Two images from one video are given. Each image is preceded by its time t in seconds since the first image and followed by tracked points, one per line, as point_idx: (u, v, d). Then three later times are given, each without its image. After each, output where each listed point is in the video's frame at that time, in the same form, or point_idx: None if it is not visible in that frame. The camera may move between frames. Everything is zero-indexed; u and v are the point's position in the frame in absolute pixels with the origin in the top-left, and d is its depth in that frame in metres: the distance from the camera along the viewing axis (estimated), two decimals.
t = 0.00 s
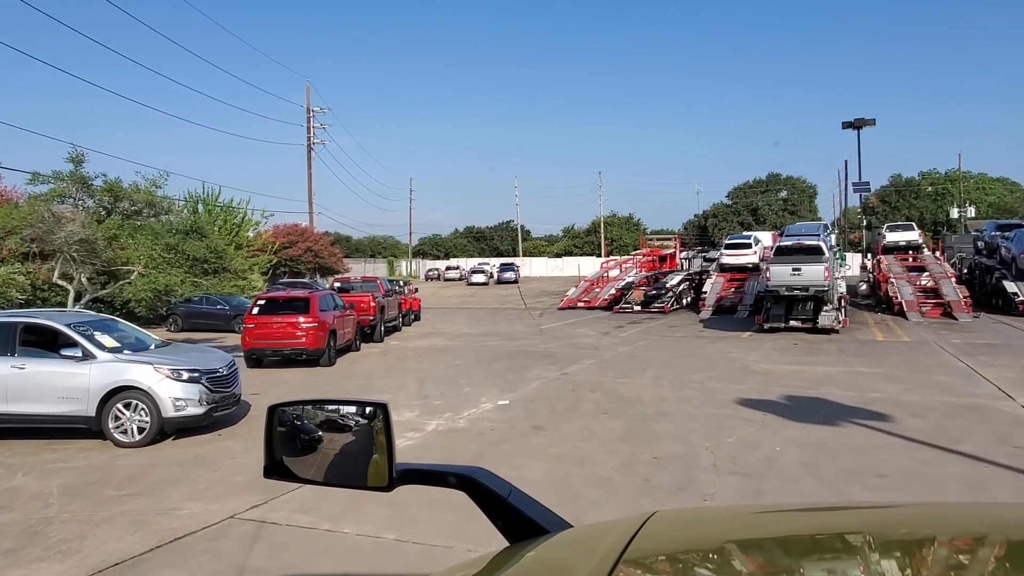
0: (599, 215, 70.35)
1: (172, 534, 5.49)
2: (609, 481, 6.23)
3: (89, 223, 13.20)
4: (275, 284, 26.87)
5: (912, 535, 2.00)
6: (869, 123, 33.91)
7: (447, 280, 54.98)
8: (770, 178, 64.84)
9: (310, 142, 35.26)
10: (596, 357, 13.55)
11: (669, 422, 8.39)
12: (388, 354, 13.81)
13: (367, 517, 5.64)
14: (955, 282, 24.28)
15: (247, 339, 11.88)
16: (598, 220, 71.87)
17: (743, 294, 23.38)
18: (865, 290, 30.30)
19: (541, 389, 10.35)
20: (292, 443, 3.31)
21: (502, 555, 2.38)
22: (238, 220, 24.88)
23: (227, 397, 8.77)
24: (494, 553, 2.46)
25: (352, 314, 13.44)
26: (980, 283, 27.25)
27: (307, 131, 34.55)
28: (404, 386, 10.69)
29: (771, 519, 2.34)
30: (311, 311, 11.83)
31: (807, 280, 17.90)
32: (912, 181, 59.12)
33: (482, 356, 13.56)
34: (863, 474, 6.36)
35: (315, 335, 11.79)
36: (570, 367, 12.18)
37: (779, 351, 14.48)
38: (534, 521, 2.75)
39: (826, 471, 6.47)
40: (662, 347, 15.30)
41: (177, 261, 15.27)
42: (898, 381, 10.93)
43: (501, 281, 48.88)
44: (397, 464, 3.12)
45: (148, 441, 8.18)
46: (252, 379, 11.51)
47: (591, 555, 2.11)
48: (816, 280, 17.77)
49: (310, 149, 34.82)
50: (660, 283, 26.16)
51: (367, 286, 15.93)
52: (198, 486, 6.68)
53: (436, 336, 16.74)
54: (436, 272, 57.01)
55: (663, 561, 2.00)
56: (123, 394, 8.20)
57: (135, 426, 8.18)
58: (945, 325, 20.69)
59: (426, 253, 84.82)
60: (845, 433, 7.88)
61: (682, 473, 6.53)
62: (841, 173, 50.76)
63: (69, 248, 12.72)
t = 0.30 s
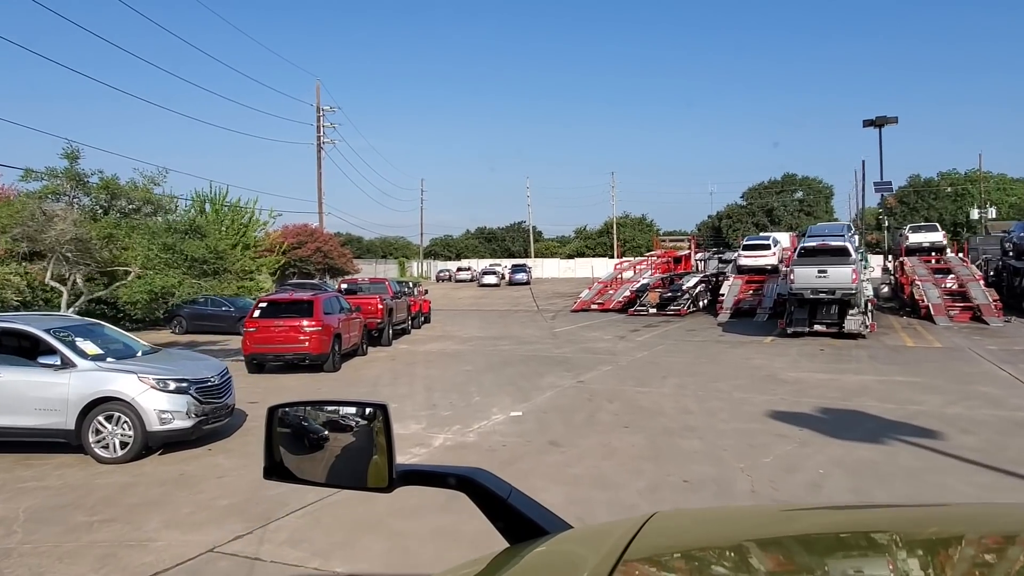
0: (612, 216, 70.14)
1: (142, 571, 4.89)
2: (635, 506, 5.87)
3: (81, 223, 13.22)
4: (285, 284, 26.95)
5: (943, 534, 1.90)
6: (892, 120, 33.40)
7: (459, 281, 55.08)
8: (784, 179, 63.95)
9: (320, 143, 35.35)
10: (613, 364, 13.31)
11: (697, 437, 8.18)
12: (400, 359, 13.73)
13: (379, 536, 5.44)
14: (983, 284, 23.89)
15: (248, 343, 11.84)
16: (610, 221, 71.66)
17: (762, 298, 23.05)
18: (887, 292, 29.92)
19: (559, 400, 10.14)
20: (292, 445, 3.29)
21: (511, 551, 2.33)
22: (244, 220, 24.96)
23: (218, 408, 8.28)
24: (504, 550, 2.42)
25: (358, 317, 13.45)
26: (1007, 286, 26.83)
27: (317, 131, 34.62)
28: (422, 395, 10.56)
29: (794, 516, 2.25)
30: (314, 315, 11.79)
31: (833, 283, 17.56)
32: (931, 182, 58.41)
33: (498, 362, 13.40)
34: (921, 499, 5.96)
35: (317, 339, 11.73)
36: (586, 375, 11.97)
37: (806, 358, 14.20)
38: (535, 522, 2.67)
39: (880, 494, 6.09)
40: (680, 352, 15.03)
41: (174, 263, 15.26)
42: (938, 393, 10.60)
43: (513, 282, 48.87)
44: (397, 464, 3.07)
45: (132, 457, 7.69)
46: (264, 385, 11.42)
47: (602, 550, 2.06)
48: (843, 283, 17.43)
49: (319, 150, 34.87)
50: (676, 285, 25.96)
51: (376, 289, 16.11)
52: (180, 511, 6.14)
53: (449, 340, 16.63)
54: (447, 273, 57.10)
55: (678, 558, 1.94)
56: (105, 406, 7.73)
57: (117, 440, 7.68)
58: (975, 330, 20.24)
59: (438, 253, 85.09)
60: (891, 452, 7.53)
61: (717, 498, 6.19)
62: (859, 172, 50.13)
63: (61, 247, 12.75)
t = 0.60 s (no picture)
0: (624, 216, 69.91)
1: None
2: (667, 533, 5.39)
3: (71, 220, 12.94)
4: (294, 284, 26.89)
5: (976, 532, 1.80)
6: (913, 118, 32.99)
7: (471, 281, 55.10)
8: (798, 178, 62.98)
9: (330, 143, 35.24)
10: (631, 371, 13.01)
11: (729, 453, 7.70)
12: (412, 364, 13.59)
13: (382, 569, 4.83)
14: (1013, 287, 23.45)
15: (248, 346, 11.74)
16: (622, 221, 71.40)
17: (782, 299, 22.79)
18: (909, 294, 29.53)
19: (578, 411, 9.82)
20: (293, 446, 3.26)
21: (520, 548, 2.28)
22: (251, 219, 24.85)
23: (208, 420, 7.59)
24: (512, 548, 2.36)
25: (364, 319, 13.43)
26: None
27: (326, 131, 34.56)
28: (438, 404, 10.29)
29: (819, 515, 2.16)
30: (318, 318, 11.69)
31: (861, 285, 17.22)
32: (950, 181, 57.67)
33: (514, 368, 13.16)
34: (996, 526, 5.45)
35: (320, 343, 11.65)
36: (603, 384, 11.69)
37: (835, 364, 13.91)
38: (535, 523, 2.59)
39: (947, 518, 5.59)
40: (700, 358, 14.71)
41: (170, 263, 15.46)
42: (985, 405, 10.17)
43: (524, 283, 48.85)
44: (397, 466, 3.01)
45: (111, 474, 7.02)
46: (275, 391, 11.23)
47: (615, 546, 2.00)
48: (872, 285, 17.08)
49: (329, 148, 34.74)
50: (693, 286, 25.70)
51: (385, 289, 16.16)
52: (154, 539, 5.45)
53: (463, 343, 16.47)
54: (457, 274, 57.15)
55: (695, 555, 1.87)
56: (82, 418, 7.06)
57: (95, 456, 7.01)
58: (1005, 335, 19.77)
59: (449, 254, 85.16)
60: (948, 472, 7.03)
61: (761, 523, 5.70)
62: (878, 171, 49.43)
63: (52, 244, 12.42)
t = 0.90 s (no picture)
0: (636, 216, 69.51)
1: None
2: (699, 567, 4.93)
3: (60, 214, 12.82)
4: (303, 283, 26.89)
5: (1011, 530, 1.70)
6: (939, 115, 32.49)
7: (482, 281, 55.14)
8: (815, 178, 61.77)
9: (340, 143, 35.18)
10: (652, 379, 12.68)
11: (767, 475, 7.09)
12: (419, 369, 13.45)
13: None
14: None
15: (248, 350, 11.63)
16: (634, 222, 70.97)
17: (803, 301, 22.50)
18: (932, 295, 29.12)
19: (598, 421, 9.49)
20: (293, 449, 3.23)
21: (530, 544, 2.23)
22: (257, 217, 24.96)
23: (193, 433, 7.04)
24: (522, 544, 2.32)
25: (370, 320, 13.42)
26: None
27: (337, 129, 34.56)
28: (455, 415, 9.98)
29: (843, 513, 2.07)
30: (320, 321, 11.57)
31: (892, 288, 16.82)
32: (970, 181, 56.76)
33: (531, 375, 12.89)
34: None
35: (322, 346, 11.53)
36: (622, 393, 11.37)
37: (867, 373, 13.54)
38: (535, 525, 2.54)
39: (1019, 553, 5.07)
40: (721, 364, 14.37)
41: (166, 260, 15.27)
42: None
43: (535, 284, 48.72)
44: (397, 466, 2.97)
45: (85, 493, 6.48)
46: (287, 396, 11.03)
47: (627, 543, 1.95)
48: (903, 288, 16.70)
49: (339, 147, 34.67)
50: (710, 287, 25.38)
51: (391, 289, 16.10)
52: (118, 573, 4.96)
53: (478, 347, 16.29)
54: (468, 274, 57.10)
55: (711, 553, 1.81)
56: (53, 432, 6.53)
57: (67, 474, 6.48)
58: None
59: (461, 254, 85.24)
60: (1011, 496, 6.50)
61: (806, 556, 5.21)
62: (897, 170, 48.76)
63: (39, 239, 12.30)
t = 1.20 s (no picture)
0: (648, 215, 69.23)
1: None
2: None
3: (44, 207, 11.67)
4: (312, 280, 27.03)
5: None
6: (962, 112, 32.11)
7: (491, 280, 55.31)
8: (830, 177, 62.05)
9: (349, 137, 35.02)
10: (672, 386, 12.36)
11: (809, 500, 6.53)
12: (425, 372, 13.36)
13: None
14: None
15: (246, 351, 11.49)
16: (646, 220, 70.69)
17: (823, 303, 22.25)
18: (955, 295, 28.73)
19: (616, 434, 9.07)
20: (292, 450, 3.21)
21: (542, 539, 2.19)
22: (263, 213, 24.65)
23: (172, 447, 6.53)
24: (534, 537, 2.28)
25: (374, 321, 13.35)
26: None
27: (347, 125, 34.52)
28: (469, 425, 9.65)
29: (867, 515, 1.98)
30: (321, 322, 11.43)
31: (924, 289, 16.42)
32: (989, 181, 55.95)
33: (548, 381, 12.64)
34: None
35: (323, 349, 11.39)
36: (642, 401, 11.05)
37: (900, 380, 13.12)
38: (536, 528, 2.51)
39: None
40: (744, 370, 14.04)
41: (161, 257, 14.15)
42: None
43: (546, 282, 48.70)
44: (397, 468, 2.97)
45: (49, 513, 5.98)
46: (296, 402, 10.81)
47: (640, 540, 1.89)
48: (935, 289, 16.29)
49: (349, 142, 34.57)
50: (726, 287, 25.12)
51: (398, 287, 16.04)
52: None
53: (492, 349, 16.14)
54: (478, 272, 57.19)
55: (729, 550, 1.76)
56: (16, 446, 6.04)
57: (29, 493, 5.98)
58: None
59: (472, 252, 85.56)
60: None
61: None
62: (916, 166, 48.13)
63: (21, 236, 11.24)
